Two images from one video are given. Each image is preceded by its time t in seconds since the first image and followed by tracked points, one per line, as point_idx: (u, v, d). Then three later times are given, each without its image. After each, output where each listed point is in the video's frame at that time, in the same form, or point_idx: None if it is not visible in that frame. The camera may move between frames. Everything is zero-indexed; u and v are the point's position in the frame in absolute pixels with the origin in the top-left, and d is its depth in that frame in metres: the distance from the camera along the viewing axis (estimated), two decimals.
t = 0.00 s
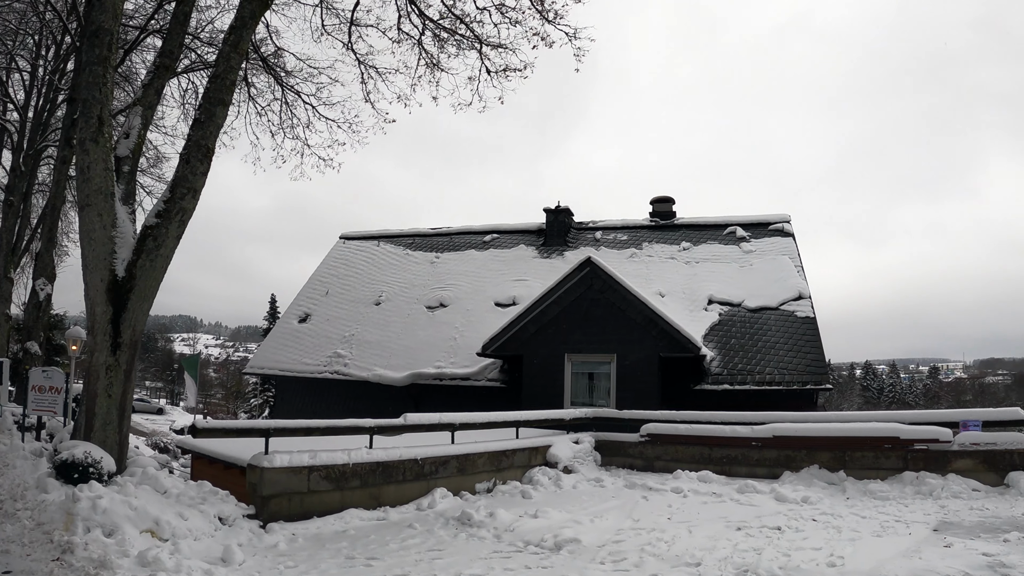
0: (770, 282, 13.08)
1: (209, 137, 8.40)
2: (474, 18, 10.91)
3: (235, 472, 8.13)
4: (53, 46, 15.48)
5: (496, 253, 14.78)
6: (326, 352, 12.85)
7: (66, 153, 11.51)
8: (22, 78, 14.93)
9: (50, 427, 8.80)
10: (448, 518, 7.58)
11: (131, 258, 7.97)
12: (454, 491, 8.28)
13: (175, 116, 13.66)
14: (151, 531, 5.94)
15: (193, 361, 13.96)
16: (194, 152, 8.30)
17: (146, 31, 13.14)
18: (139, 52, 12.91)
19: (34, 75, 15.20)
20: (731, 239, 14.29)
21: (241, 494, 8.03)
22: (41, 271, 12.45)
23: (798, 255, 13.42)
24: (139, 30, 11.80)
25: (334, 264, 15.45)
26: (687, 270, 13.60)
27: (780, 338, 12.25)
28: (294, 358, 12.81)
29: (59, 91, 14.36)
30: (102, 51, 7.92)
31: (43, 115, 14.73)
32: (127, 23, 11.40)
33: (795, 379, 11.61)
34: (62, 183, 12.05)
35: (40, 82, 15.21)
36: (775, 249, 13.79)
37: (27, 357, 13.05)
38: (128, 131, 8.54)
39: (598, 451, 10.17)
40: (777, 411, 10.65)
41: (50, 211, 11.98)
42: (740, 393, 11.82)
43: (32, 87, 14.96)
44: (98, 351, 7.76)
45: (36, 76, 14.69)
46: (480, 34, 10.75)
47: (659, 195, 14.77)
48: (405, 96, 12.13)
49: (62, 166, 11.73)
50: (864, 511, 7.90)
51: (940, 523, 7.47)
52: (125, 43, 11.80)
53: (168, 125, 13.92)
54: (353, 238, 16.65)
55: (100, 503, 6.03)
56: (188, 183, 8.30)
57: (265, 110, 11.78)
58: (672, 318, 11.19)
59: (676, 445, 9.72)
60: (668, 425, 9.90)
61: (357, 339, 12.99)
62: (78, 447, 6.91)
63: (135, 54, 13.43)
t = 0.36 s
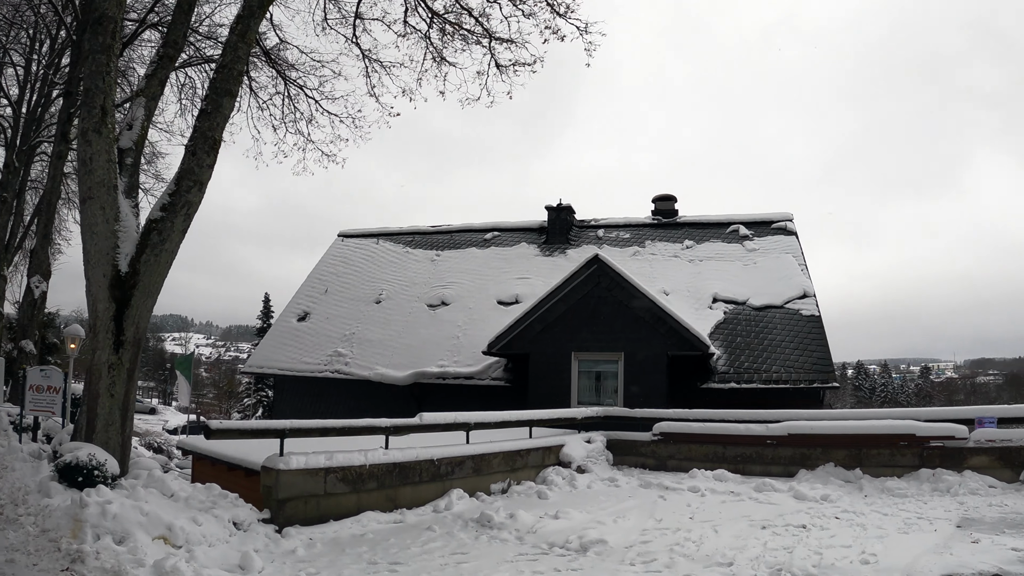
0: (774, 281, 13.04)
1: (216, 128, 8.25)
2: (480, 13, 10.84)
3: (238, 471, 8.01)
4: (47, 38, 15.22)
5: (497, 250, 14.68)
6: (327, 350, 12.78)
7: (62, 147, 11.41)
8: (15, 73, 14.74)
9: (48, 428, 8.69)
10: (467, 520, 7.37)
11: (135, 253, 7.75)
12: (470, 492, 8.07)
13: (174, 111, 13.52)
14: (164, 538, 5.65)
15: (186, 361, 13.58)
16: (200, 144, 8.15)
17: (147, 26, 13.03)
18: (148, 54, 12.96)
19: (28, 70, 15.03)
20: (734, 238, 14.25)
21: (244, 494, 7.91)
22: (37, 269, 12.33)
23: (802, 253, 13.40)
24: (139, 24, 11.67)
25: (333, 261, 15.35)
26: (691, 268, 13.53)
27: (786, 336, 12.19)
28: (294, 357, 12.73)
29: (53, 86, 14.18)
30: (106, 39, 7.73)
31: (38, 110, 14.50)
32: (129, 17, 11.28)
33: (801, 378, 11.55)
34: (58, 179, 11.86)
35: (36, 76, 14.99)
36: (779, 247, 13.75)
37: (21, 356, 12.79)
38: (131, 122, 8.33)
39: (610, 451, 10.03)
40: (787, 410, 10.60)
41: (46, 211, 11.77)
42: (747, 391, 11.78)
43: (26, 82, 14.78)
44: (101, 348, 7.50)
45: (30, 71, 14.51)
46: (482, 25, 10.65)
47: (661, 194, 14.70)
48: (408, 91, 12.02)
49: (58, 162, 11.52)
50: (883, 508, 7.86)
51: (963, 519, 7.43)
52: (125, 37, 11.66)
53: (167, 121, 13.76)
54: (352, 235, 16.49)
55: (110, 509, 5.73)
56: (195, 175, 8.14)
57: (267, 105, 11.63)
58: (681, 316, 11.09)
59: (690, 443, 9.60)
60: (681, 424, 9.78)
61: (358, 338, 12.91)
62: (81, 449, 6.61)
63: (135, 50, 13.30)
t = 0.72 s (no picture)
0: (767, 284, 13.02)
1: (212, 122, 8.21)
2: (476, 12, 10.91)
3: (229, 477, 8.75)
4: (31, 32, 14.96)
5: (486, 250, 14.53)
6: (316, 351, 12.72)
7: (45, 141, 10.88)
8: None
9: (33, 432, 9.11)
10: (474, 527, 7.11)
11: (127, 251, 7.91)
12: (475, 497, 7.83)
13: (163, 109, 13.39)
14: (166, 551, 5.44)
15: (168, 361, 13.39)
16: (196, 138, 8.11)
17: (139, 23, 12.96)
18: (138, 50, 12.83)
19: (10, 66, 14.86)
20: (725, 240, 14.24)
21: (235, 498, 8.69)
22: (19, 267, 11.57)
23: (793, 257, 13.43)
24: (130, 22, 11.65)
25: (320, 260, 15.19)
26: (684, 271, 13.44)
27: (779, 339, 12.17)
28: (283, 358, 12.67)
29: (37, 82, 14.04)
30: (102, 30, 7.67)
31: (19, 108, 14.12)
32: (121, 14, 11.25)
33: (795, 380, 11.51)
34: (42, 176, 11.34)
35: (18, 73, 14.61)
36: (770, 250, 13.77)
37: None
38: (124, 114, 8.43)
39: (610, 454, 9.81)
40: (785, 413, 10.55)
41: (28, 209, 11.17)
42: (741, 395, 11.71)
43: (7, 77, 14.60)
44: (89, 351, 7.72)
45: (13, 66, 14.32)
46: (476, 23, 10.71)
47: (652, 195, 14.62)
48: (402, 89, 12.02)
49: (41, 158, 10.94)
50: (889, 510, 7.83)
51: (971, 521, 7.41)
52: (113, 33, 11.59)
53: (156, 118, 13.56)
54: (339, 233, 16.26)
55: (108, 521, 5.57)
56: (189, 169, 8.14)
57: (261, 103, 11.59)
58: (677, 318, 10.97)
59: (693, 446, 9.45)
60: (682, 426, 9.63)
61: (347, 339, 12.84)
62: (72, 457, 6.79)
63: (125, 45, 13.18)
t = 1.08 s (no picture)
0: (769, 283, 12.97)
1: (217, 111, 8.04)
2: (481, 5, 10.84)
3: (229, 479, 9.15)
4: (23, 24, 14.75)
5: (483, 248, 14.39)
6: (311, 351, 12.65)
7: (35, 133, 10.47)
8: None
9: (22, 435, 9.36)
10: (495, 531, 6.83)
11: (127, 245, 7.87)
12: (491, 501, 7.54)
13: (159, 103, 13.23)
14: (178, 562, 5.10)
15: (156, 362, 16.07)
16: (201, 126, 7.96)
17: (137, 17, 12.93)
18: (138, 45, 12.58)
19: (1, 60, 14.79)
20: (726, 240, 14.18)
21: (235, 500, 9.10)
22: (8, 262, 10.78)
23: (794, 256, 13.40)
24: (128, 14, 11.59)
25: (315, 258, 15.12)
26: (685, 270, 13.34)
27: (782, 339, 12.10)
28: (277, 358, 12.62)
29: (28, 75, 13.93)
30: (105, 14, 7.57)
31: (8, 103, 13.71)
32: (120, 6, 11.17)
33: (800, 380, 11.41)
34: (31, 168, 10.85)
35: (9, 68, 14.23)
36: (771, 250, 13.75)
37: None
38: (124, 101, 8.34)
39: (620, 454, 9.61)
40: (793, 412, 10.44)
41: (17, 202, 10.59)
42: (746, 395, 11.60)
43: None
44: (85, 351, 7.73)
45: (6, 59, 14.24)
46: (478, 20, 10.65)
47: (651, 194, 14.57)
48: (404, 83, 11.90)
49: (31, 150, 10.51)
50: (910, 508, 7.76)
51: (994, 518, 7.35)
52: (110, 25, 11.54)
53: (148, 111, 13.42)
54: (334, 233, 16.16)
55: (115, 530, 5.22)
56: (193, 158, 8.00)
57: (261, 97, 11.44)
58: (683, 317, 10.79)
59: (707, 446, 9.28)
60: (693, 427, 9.41)
61: (343, 339, 12.76)
62: (70, 461, 6.89)
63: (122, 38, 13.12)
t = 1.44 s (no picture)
0: (778, 281, 12.94)
1: (230, 103, 7.83)
2: None
3: (240, 484, 9.03)
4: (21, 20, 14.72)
5: (490, 247, 14.27)
6: (317, 351, 12.47)
7: (36, 130, 10.77)
8: None
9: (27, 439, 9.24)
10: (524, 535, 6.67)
11: (137, 242, 7.61)
12: (515, 504, 7.38)
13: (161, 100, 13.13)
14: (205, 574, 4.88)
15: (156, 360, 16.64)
16: (214, 120, 7.74)
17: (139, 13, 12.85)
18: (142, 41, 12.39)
19: None
20: (733, 238, 14.17)
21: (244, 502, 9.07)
22: (7, 261, 10.71)
23: (802, 254, 13.40)
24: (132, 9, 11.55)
25: (319, 258, 14.99)
26: (693, 268, 13.28)
27: (793, 337, 12.06)
28: (282, 358, 12.45)
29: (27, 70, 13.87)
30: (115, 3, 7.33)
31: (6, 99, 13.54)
32: None
33: (812, 379, 11.35)
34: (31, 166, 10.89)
35: (7, 64, 14.03)
36: (779, 248, 13.73)
37: None
38: (133, 93, 8.11)
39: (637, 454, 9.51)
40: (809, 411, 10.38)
41: (18, 199, 10.56)
42: (758, 393, 11.54)
43: None
44: (93, 351, 7.46)
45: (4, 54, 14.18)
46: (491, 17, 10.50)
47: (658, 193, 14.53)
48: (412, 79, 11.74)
49: (32, 147, 10.69)
50: (936, 506, 7.72)
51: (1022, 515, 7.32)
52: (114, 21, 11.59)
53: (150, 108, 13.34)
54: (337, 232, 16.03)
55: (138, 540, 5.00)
56: (206, 152, 7.77)
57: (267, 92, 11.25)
58: (697, 315, 10.68)
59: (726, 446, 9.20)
60: (712, 426, 9.34)
61: (349, 339, 12.58)
62: (82, 469, 6.68)
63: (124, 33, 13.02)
